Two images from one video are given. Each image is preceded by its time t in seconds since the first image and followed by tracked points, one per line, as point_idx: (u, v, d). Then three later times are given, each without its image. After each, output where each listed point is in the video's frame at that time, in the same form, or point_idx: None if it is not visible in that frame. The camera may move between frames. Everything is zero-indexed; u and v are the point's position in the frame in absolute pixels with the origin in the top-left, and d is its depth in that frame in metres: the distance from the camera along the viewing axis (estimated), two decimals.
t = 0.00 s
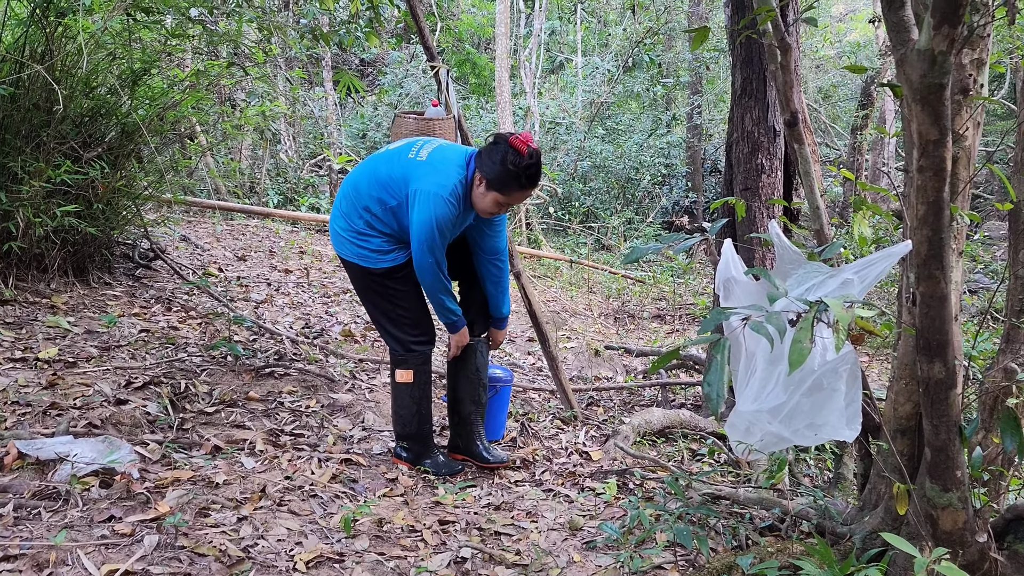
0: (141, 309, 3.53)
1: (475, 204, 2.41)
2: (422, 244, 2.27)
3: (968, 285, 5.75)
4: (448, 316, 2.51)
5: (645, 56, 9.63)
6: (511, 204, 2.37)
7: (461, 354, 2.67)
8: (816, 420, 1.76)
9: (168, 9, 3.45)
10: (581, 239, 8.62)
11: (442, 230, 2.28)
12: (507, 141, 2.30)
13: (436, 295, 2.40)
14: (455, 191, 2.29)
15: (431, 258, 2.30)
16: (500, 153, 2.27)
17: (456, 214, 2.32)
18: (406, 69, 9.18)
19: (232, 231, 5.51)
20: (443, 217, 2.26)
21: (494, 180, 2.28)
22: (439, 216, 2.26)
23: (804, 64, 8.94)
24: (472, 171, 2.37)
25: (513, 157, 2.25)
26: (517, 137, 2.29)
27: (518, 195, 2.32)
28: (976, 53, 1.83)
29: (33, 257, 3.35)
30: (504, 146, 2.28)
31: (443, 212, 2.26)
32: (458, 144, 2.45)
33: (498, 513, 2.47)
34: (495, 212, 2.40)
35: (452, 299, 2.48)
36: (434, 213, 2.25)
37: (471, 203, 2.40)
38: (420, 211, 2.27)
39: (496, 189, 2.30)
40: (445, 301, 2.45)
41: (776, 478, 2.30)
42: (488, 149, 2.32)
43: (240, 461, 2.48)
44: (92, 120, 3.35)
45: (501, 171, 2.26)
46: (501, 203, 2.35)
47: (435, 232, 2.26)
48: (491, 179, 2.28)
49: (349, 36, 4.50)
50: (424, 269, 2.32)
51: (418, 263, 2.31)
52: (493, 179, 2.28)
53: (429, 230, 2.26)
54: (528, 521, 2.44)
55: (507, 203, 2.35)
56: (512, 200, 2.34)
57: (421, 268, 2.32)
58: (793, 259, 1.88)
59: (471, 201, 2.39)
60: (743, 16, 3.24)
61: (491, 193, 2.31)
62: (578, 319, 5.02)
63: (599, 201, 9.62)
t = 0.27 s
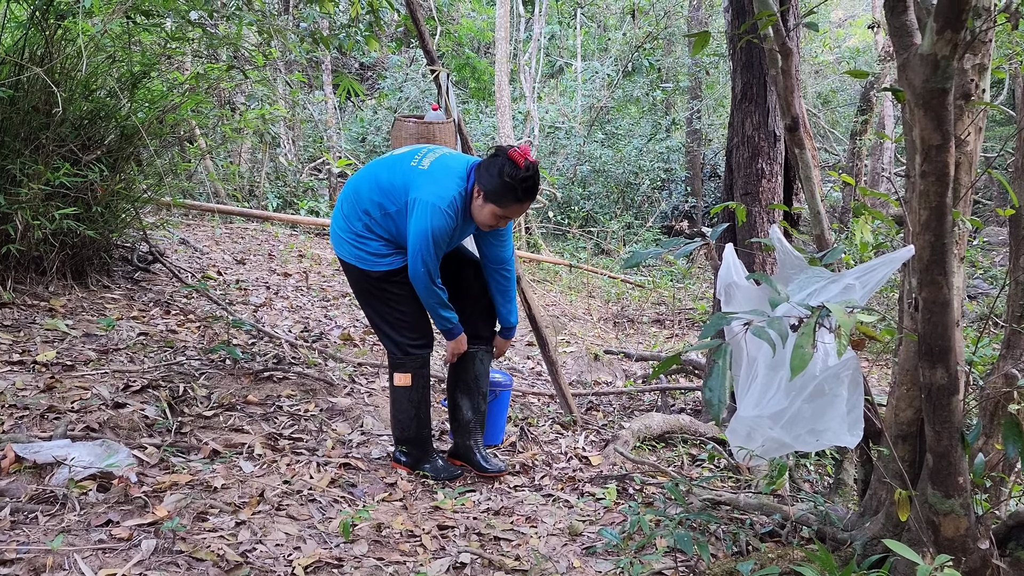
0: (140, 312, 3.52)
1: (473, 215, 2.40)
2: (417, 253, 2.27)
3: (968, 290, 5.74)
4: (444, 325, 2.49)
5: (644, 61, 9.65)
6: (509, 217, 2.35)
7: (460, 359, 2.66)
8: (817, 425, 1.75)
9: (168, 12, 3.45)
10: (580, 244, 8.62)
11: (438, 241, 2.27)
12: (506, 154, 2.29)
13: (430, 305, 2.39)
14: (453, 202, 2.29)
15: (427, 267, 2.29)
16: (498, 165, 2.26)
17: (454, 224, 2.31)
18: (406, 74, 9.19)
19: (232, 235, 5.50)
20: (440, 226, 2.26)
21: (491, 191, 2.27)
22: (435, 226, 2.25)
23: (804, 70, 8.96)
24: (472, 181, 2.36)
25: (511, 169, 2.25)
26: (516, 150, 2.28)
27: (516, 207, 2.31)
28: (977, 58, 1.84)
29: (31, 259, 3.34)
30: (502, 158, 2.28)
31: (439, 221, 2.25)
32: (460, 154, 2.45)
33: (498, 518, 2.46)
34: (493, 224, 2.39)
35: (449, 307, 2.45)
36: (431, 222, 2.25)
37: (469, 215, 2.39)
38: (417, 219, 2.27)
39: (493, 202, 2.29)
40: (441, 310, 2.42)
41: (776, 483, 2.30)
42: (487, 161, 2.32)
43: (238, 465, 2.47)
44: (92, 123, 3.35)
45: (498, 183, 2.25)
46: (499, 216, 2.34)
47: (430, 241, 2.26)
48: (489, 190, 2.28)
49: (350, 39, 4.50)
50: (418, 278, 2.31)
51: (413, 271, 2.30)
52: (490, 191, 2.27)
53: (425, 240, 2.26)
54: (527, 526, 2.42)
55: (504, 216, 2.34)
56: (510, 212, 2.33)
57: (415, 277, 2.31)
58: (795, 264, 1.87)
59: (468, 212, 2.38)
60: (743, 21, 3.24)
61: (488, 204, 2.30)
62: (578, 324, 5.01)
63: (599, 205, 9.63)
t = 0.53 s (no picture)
0: (140, 315, 3.51)
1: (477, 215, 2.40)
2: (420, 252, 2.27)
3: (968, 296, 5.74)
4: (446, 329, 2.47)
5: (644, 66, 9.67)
6: (514, 213, 2.35)
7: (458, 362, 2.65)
8: (819, 431, 1.76)
9: (170, 14, 3.46)
10: (580, 248, 8.62)
11: (441, 240, 2.27)
12: (506, 149, 2.31)
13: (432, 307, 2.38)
14: (455, 201, 2.29)
15: (429, 268, 2.29)
16: (500, 160, 2.27)
17: (457, 224, 2.31)
18: (407, 77, 9.20)
19: (232, 237, 5.50)
20: (443, 226, 2.26)
21: (495, 187, 2.28)
22: (438, 225, 2.25)
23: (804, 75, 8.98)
24: (475, 182, 2.37)
25: (513, 163, 2.25)
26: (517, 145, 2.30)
27: (521, 201, 2.30)
28: (981, 65, 1.85)
29: (32, 261, 3.33)
30: (503, 154, 2.29)
31: (442, 221, 2.25)
32: (464, 156, 2.45)
33: (498, 523, 2.46)
34: (498, 222, 2.37)
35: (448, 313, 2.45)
36: (434, 222, 2.24)
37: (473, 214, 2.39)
38: (420, 219, 2.27)
39: (497, 195, 2.28)
40: (439, 315, 2.41)
41: (777, 489, 2.29)
42: (489, 159, 2.33)
43: (239, 468, 2.46)
44: (93, 125, 3.34)
45: (502, 177, 2.25)
46: (504, 212, 2.33)
47: (433, 240, 2.25)
48: (493, 185, 2.28)
49: (351, 43, 4.50)
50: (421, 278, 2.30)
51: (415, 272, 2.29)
52: (494, 187, 2.28)
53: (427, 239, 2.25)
54: (528, 531, 2.42)
55: (510, 212, 2.34)
56: (515, 207, 2.32)
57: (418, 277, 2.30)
58: (797, 270, 1.87)
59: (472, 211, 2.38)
60: (745, 26, 3.25)
61: (493, 201, 2.30)
62: (578, 328, 5.01)
63: (599, 210, 9.64)
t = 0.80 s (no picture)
0: (140, 318, 3.51)
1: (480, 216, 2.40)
2: (422, 254, 2.26)
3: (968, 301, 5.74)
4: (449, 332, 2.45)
5: (645, 70, 9.68)
6: (519, 212, 2.34)
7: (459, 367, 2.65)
8: (819, 437, 1.75)
9: (171, 17, 3.46)
10: (580, 251, 8.63)
11: (443, 241, 2.27)
12: (507, 148, 2.32)
13: (435, 309, 2.36)
14: (457, 203, 2.29)
15: (432, 270, 2.28)
16: (502, 159, 2.28)
17: (460, 226, 2.31)
18: (407, 81, 9.22)
19: (232, 240, 5.50)
20: (445, 227, 2.25)
21: (498, 185, 2.28)
22: (441, 227, 2.25)
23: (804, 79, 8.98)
24: (477, 183, 2.37)
25: (516, 162, 2.26)
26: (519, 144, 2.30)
27: (525, 199, 2.30)
28: (981, 70, 1.86)
29: (32, 264, 3.33)
30: (505, 153, 2.31)
31: (444, 223, 2.25)
32: (466, 159, 2.45)
33: (497, 527, 2.45)
34: (503, 222, 2.36)
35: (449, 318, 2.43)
36: (436, 224, 2.25)
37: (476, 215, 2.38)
38: (422, 221, 2.27)
39: (501, 195, 2.28)
40: (440, 319, 2.40)
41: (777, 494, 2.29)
42: (490, 160, 2.34)
43: (238, 472, 2.46)
44: (94, 128, 3.35)
45: (506, 175, 2.26)
46: (508, 211, 2.32)
47: (435, 242, 2.25)
48: (496, 184, 2.28)
49: (352, 46, 4.51)
50: (424, 280, 2.29)
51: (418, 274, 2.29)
52: (497, 186, 2.28)
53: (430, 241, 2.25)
54: (527, 535, 2.42)
55: (514, 211, 2.33)
56: (520, 206, 2.31)
57: (421, 279, 2.29)
58: (797, 275, 1.87)
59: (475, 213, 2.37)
60: (745, 31, 3.25)
61: (497, 200, 2.30)
62: (578, 332, 5.01)
63: (599, 213, 9.64)
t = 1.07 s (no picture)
0: (140, 321, 3.51)
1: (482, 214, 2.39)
2: (427, 254, 2.26)
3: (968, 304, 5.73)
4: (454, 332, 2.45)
5: (645, 73, 9.70)
6: (522, 206, 2.34)
7: (459, 371, 2.64)
8: (818, 442, 1.75)
9: (171, 21, 3.46)
10: (580, 255, 8.63)
11: (448, 239, 2.26)
12: (505, 144, 2.33)
13: (442, 310, 2.36)
14: (460, 201, 2.29)
15: (438, 271, 2.28)
16: (502, 155, 2.28)
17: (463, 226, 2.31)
18: (408, 84, 9.23)
19: (232, 244, 5.51)
20: (449, 228, 2.25)
21: (500, 180, 2.28)
22: (445, 226, 2.25)
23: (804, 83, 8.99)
24: (478, 183, 2.37)
25: (516, 156, 2.27)
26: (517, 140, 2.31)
27: (528, 192, 2.30)
28: (980, 74, 1.85)
29: (31, 267, 3.34)
30: (504, 149, 2.31)
31: (448, 223, 2.25)
32: (466, 160, 2.46)
33: (496, 532, 2.45)
34: (507, 217, 2.36)
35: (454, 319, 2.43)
36: (440, 225, 2.25)
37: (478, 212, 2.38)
38: (426, 221, 2.27)
39: (502, 187, 2.28)
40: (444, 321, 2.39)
41: (777, 498, 2.29)
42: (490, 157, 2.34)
43: (237, 475, 2.46)
44: (94, 131, 3.35)
45: (507, 169, 2.26)
46: (511, 205, 2.32)
47: (440, 241, 2.25)
48: (497, 179, 2.28)
49: (352, 50, 4.51)
50: (430, 279, 2.29)
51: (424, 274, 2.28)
52: (498, 180, 2.28)
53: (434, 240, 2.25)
54: (526, 540, 2.41)
55: (517, 205, 2.33)
56: (523, 199, 2.31)
57: (426, 279, 2.29)
58: (796, 279, 1.87)
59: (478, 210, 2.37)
60: (744, 35, 3.25)
61: (500, 194, 2.30)
62: (577, 335, 5.01)
63: (599, 216, 9.65)
